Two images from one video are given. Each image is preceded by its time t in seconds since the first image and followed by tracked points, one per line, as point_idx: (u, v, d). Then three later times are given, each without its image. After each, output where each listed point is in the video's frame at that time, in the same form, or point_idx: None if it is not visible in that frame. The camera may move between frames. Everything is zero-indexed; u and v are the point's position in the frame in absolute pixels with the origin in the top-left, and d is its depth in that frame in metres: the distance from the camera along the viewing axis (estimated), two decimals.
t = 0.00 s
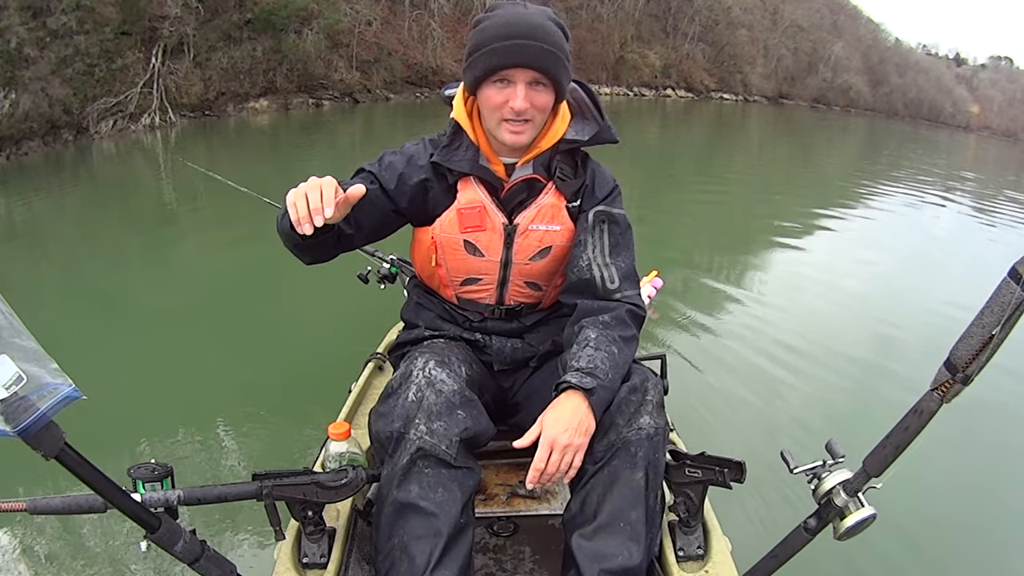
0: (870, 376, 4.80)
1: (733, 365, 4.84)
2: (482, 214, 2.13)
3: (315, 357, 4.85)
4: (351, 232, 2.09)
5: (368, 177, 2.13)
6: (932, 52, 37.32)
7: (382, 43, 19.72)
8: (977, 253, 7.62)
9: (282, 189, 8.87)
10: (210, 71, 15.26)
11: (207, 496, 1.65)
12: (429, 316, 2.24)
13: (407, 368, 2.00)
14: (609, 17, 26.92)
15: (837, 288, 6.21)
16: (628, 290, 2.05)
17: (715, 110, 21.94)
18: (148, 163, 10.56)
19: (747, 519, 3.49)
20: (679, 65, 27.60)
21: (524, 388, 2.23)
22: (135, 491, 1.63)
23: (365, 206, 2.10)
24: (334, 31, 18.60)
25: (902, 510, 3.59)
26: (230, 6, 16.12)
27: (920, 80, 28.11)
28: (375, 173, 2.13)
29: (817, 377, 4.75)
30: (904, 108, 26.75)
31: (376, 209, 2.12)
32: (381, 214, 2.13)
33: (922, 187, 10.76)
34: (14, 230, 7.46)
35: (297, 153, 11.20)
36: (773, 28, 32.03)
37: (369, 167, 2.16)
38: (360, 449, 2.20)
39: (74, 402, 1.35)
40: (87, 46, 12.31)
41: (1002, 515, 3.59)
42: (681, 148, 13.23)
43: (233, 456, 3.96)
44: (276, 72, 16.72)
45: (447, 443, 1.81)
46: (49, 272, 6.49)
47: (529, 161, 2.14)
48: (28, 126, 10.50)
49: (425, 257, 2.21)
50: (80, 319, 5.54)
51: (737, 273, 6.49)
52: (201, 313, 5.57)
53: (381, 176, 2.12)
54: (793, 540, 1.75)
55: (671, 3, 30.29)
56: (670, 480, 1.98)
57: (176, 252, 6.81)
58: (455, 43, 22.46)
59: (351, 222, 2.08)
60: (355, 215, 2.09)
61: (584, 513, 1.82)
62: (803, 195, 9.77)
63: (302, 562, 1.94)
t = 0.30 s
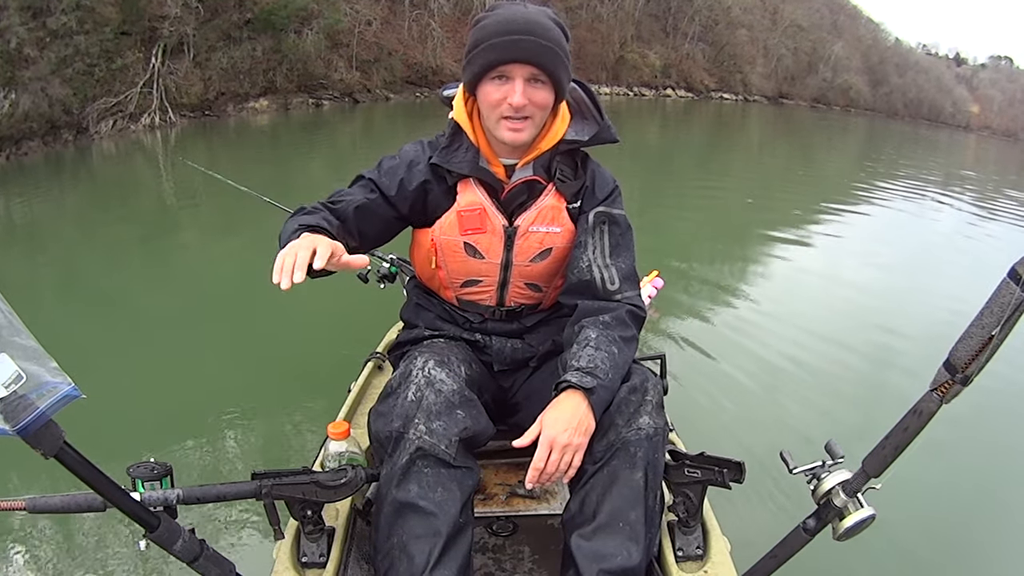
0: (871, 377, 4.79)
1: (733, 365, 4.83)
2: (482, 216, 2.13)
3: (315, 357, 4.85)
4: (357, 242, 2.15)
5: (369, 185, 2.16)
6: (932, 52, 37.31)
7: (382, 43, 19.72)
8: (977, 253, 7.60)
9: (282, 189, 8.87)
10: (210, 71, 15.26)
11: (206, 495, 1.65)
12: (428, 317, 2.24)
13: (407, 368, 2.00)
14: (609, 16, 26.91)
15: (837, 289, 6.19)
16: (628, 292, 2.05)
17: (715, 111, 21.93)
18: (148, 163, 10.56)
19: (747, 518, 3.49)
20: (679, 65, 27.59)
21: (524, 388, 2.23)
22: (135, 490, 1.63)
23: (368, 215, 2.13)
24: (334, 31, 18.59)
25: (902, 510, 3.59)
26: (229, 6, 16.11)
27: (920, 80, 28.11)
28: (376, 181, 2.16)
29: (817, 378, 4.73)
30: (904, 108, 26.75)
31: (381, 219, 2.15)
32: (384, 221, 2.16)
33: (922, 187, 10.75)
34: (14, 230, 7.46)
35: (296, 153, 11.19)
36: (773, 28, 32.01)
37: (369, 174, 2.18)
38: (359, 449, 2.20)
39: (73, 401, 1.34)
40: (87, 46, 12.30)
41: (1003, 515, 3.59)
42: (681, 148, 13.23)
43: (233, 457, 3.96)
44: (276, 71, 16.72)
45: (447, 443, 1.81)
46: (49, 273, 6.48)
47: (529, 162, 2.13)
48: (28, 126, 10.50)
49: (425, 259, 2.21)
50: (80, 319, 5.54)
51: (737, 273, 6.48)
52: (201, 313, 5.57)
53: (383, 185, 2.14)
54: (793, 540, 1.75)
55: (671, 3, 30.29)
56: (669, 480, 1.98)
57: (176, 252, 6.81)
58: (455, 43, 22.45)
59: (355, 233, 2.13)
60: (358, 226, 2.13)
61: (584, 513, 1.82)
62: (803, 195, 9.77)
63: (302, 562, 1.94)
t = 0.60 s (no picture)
0: (872, 376, 4.77)
1: (734, 363, 4.82)
2: (482, 215, 2.12)
3: (316, 358, 4.85)
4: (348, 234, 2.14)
5: (366, 181, 2.17)
6: (932, 50, 37.31)
7: (382, 44, 19.74)
8: (978, 251, 7.59)
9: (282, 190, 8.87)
10: (210, 72, 15.27)
11: (206, 495, 1.65)
12: (429, 316, 2.24)
13: (407, 368, 2.00)
14: (609, 17, 26.93)
15: (838, 288, 6.18)
16: (628, 292, 2.05)
17: (715, 110, 21.95)
18: (148, 165, 10.57)
19: (749, 517, 3.48)
20: (679, 65, 27.59)
21: (523, 389, 2.22)
22: (135, 490, 1.63)
23: (363, 208, 2.13)
24: (334, 32, 18.61)
25: (903, 509, 3.58)
26: (229, 7, 16.13)
27: (920, 79, 28.10)
28: (373, 176, 2.16)
29: (817, 377, 4.72)
30: (904, 106, 26.74)
31: (376, 213, 2.15)
32: (380, 217, 2.16)
33: (922, 186, 10.75)
34: (14, 232, 7.46)
35: (297, 154, 11.20)
36: (773, 28, 32.02)
37: (368, 170, 2.19)
38: (359, 448, 2.20)
39: (73, 402, 1.35)
40: (87, 47, 12.31)
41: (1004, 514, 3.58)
42: (681, 148, 13.23)
43: (234, 458, 3.96)
44: (276, 72, 16.72)
45: (447, 443, 1.82)
46: (49, 274, 6.50)
47: (530, 162, 2.13)
48: (29, 128, 10.51)
49: (425, 258, 2.21)
50: (81, 321, 5.54)
51: (737, 273, 6.48)
52: (201, 314, 5.58)
53: (379, 180, 2.15)
54: (793, 540, 1.75)
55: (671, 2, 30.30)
56: (669, 480, 1.98)
57: (177, 254, 6.81)
58: (455, 43, 22.46)
59: (347, 224, 2.13)
60: (351, 217, 2.13)
61: (584, 513, 1.82)
62: (803, 194, 9.76)
63: (302, 562, 1.94)
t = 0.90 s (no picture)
0: (872, 376, 4.76)
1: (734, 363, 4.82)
2: (482, 213, 2.12)
3: (316, 359, 4.84)
4: (356, 242, 2.18)
5: (368, 188, 2.19)
6: (932, 49, 37.30)
7: (382, 43, 19.74)
8: (978, 250, 7.59)
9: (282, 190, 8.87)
10: (210, 72, 15.28)
11: (207, 495, 1.65)
12: (429, 315, 2.24)
13: (407, 368, 2.00)
14: (608, 16, 26.94)
15: (838, 287, 6.16)
16: (628, 291, 2.05)
17: (715, 110, 21.95)
18: (148, 165, 10.57)
19: (750, 516, 3.48)
20: (679, 64, 27.58)
21: (523, 389, 2.22)
22: (136, 491, 1.63)
23: (367, 216, 2.17)
24: (334, 32, 18.61)
25: (905, 508, 3.58)
26: (228, 7, 16.15)
27: (920, 78, 28.10)
28: (376, 182, 2.18)
29: (818, 377, 4.71)
30: (904, 105, 26.72)
31: (380, 222, 2.18)
32: (384, 224, 2.19)
33: (922, 185, 10.74)
34: (14, 233, 7.45)
35: (296, 154, 11.20)
36: (772, 27, 32.02)
37: (370, 177, 2.21)
38: (359, 448, 2.20)
39: (74, 402, 1.35)
40: (87, 48, 12.31)
41: (1004, 512, 3.58)
42: (681, 147, 13.23)
43: (234, 458, 3.96)
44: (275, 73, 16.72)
45: (447, 443, 1.82)
46: (50, 275, 6.49)
47: (530, 161, 2.13)
48: (29, 129, 10.52)
49: (426, 257, 2.21)
50: (81, 322, 5.53)
51: (737, 272, 6.48)
52: (201, 314, 5.58)
53: (380, 187, 2.17)
54: (793, 539, 1.75)
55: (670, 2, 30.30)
56: (670, 480, 1.98)
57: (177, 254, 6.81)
58: (454, 43, 22.46)
59: (352, 233, 2.17)
60: (356, 227, 2.17)
61: (584, 513, 1.82)
62: (803, 193, 9.76)
63: (302, 562, 1.94)
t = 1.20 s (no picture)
0: (872, 377, 4.76)
1: (734, 362, 4.82)
2: (481, 213, 2.12)
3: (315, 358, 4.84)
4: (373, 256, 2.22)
5: (371, 201, 2.20)
6: (931, 50, 37.33)
7: (381, 43, 19.73)
8: (978, 250, 7.59)
9: (281, 190, 8.86)
10: (209, 72, 15.26)
11: (207, 495, 1.65)
12: (429, 315, 2.24)
13: (407, 368, 2.00)
14: (608, 16, 26.94)
15: (837, 288, 6.16)
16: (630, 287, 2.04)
17: (714, 110, 21.95)
18: (147, 164, 10.56)
19: (750, 516, 3.48)
20: (678, 64, 27.60)
21: (523, 389, 2.22)
22: (136, 491, 1.63)
23: (378, 230, 2.19)
24: (333, 32, 18.60)
25: (904, 508, 3.58)
26: (228, 7, 16.14)
27: (919, 78, 28.14)
28: (377, 194, 2.19)
29: (817, 377, 4.71)
30: (903, 106, 26.73)
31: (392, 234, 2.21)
32: (394, 236, 2.22)
33: (922, 185, 10.74)
34: (14, 232, 7.45)
35: (296, 154, 11.20)
36: (772, 27, 32.03)
37: (370, 190, 2.22)
38: (359, 448, 2.20)
39: (74, 402, 1.35)
40: (86, 47, 12.30)
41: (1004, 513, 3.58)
42: (680, 147, 13.23)
43: (234, 458, 3.95)
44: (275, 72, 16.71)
45: (448, 443, 1.82)
46: (48, 274, 6.48)
47: (527, 161, 2.14)
48: (27, 128, 10.50)
49: (425, 258, 2.21)
50: (80, 321, 5.52)
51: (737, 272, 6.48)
52: (200, 314, 5.57)
53: (382, 197, 2.17)
54: (793, 539, 1.75)
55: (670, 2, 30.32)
56: (670, 480, 1.98)
57: (176, 254, 6.81)
58: (453, 43, 22.45)
59: (366, 246, 2.20)
60: (371, 241, 2.21)
61: (584, 513, 1.82)
62: (802, 194, 9.76)
63: (302, 562, 1.94)
